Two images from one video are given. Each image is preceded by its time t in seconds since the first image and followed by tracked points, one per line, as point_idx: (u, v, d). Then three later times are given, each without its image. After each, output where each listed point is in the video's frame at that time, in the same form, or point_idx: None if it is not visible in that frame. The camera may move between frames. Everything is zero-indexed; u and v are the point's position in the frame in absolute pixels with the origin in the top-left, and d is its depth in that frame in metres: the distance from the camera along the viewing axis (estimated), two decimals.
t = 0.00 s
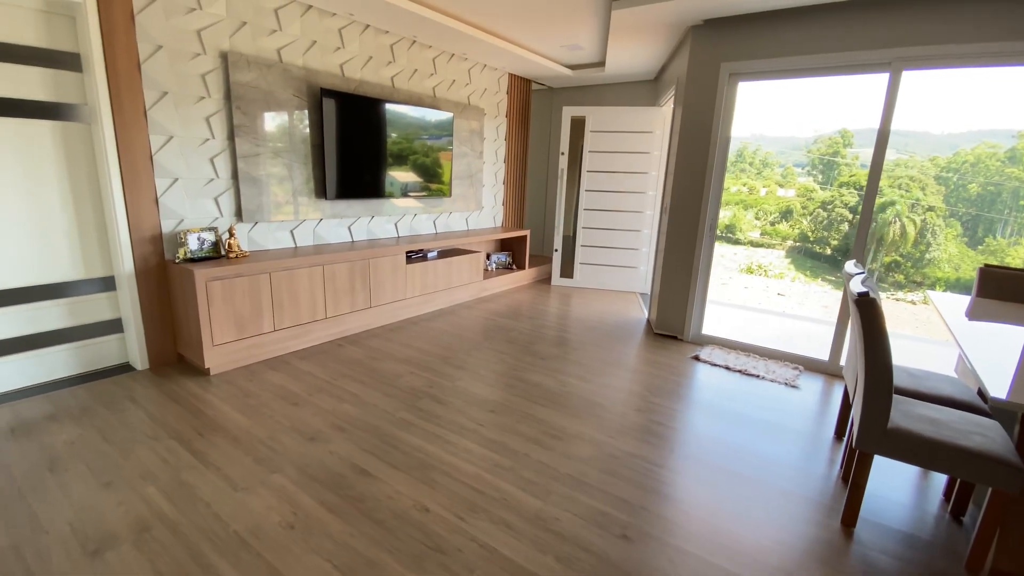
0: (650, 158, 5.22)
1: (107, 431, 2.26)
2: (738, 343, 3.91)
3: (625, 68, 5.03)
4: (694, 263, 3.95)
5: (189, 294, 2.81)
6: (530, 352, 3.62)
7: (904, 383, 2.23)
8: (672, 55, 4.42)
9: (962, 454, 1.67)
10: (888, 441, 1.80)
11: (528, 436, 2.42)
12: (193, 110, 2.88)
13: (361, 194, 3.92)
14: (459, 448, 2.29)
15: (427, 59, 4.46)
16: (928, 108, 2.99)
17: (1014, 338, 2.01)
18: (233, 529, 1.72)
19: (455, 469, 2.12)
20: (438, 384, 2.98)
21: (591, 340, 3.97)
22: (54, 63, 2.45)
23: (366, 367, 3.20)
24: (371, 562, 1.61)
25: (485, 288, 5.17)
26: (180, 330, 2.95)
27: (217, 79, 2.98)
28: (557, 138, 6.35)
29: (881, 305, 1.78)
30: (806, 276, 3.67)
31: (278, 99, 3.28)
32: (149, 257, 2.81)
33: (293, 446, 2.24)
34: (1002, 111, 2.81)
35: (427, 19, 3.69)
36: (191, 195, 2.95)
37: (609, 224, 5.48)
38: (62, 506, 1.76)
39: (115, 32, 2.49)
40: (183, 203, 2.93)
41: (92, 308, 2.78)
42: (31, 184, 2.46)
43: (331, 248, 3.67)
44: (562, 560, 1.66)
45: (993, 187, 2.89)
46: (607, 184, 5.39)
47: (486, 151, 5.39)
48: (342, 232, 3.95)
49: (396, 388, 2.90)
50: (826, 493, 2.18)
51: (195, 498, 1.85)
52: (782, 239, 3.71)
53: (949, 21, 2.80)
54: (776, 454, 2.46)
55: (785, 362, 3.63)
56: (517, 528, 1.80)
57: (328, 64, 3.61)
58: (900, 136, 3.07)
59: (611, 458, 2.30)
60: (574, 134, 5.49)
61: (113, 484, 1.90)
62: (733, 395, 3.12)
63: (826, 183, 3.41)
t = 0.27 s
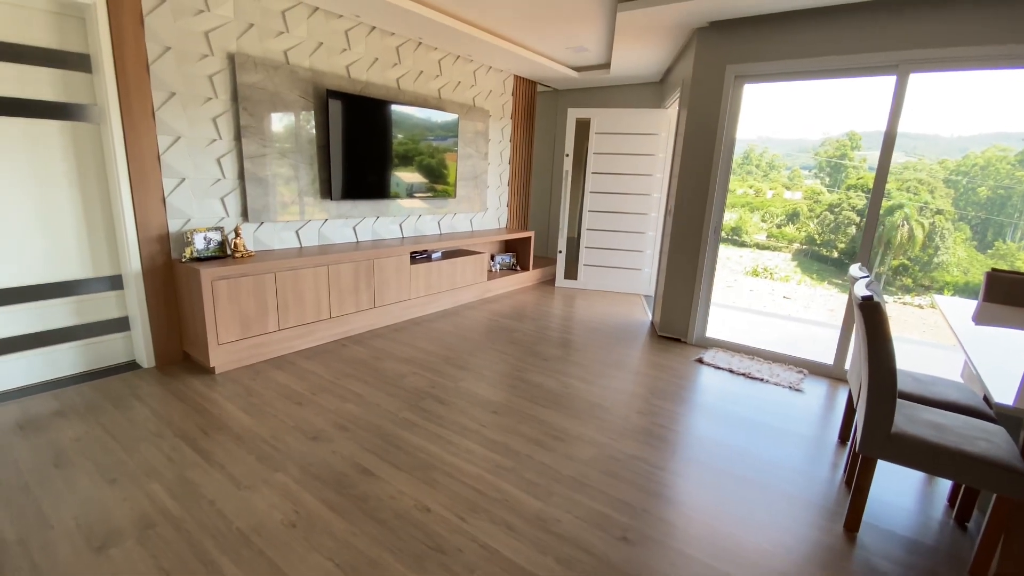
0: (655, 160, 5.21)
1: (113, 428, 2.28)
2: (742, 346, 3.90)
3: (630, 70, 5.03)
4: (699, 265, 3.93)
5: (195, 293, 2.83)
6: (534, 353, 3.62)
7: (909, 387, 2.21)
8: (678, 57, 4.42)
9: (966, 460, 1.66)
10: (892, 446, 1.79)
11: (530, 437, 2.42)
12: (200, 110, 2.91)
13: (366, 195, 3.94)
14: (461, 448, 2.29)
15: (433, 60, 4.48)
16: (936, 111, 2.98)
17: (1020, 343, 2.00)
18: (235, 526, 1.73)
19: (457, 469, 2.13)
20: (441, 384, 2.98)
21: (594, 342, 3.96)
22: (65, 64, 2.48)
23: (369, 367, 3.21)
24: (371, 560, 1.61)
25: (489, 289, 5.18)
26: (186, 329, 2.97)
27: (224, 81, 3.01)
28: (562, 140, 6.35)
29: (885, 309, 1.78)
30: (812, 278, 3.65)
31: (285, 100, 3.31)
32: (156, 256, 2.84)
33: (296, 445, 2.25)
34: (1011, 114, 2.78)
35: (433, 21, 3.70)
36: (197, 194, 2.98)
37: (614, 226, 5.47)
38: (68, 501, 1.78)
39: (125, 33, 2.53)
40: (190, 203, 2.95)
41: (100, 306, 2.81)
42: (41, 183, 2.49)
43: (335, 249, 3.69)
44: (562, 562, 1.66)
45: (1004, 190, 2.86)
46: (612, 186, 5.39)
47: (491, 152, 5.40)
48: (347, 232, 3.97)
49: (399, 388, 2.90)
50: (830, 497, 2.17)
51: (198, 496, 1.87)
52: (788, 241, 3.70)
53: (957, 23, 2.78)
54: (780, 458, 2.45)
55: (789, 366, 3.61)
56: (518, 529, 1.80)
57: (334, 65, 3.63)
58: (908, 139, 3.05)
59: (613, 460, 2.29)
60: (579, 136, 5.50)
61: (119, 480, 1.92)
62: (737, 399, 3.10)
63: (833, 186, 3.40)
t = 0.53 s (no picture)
0: (659, 159, 5.20)
1: (116, 422, 2.30)
2: (744, 346, 3.89)
3: (634, 68, 5.02)
4: (701, 264, 3.92)
5: (198, 289, 2.84)
6: (535, 351, 3.62)
7: (911, 389, 2.20)
8: (682, 56, 4.41)
9: (968, 462, 1.66)
10: (893, 447, 1.78)
11: (531, 435, 2.43)
12: (205, 107, 2.92)
13: (369, 192, 3.94)
14: (461, 446, 2.29)
15: (437, 58, 4.48)
16: (942, 111, 2.96)
17: None
18: (237, 521, 1.74)
19: (457, 466, 2.13)
20: (442, 382, 2.99)
21: (596, 341, 3.96)
22: (71, 59, 2.49)
23: (371, 364, 3.22)
24: (371, 556, 1.62)
25: (491, 287, 5.18)
26: (189, 324, 2.99)
27: (229, 77, 3.02)
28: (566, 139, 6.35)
29: (888, 309, 1.77)
30: (815, 279, 3.65)
31: (289, 97, 3.31)
32: (160, 251, 2.86)
33: (297, 441, 2.26)
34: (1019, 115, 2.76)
35: (437, 18, 3.70)
36: (201, 191, 2.99)
37: (617, 225, 5.46)
38: (72, 495, 1.79)
39: (131, 30, 2.53)
40: (193, 199, 2.97)
41: (104, 301, 2.82)
42: (46, 178, 2.50)
43: (338, 246, 3.70)
44: (561, 559, 1.66)
45: (1012, 192, 2.84)
46: (615, 185, 5.38)
47: (494, 151, 5.41)
48: (350, 230, 3.98)
49: (400, 385, 2.91)
50: (831, 499, 2.16)
51: (200, 490, 1.88)
52: (793, 242, 3.73)
53: (965, 24, 2.76)
54: (781, 459, 2.45)
55: (791, 366, 3.60)
56: (518, 526, 1.80)
57: (338, 62, 3.64)
58: (914, 139, 3.02)
59: (614, 459, 2.29)
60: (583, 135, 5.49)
61: (122, 474, 1.93)
62: (739, 399, 3.10)
63: (838, 187, 3.39)
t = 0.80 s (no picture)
0: (665, 157, 5.18)
1: (122, 415, 2.32)
2: (748, 345, 3.87)
3: (641, 66, 4.99)
4: (706, 263, 3.90)
5: (204, 283, 2.86)
6: (538, 348, 3.62)
7: (917, 389, 2.19)
8: (689, 53, 4.38)
9: (974, 463, 1.65)
10: (898, 448, 1.77)
11: (533, 431, 2.43)
12: (211, 102, 2.93)
13: (373, 188, 3.95)
14: (464, 441, 2.30)
15: (442, 54, 4.47)
16: (951, 110, 2.93)
17: None
18: (240, 513, 1.75)
19: (459, 462, 2.14)
20: (445, 377, 2.99)
21: (599, 338, 3.95)
22: (79, 54, 2.51)
23: (374, 359, 3.23)
24: (373, 550, 1.63)
25: (495, 284, 5.18)
26: (195, 318, 3.01)
27: (235, 73, 3.03)
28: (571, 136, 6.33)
29: (895, 308, 1.76)
30: (821, 279, 3.61)
31: (294, 93, 3.32)
32: (166, 246, 2.88)
33: (301, 435, 2.27)
34: None
35: (443, 15, 3.69)
36: (207, 186, 3.01)
37: (621, 223, 5.45)
38: (79, 486, 1.81)
39: (138, 25, 2.54)
40: (199, 194, 2.98)
41: (110, 295, 2.84)
42: (54, 173, 2.52)
43: (343, 241, 3.71)
44: (563, 555, 1.67)
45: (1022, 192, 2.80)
46: (620, 183, 5.36)
47: (499, 148, 5.40)
48: (354, 226, 3.99)
49: (403, 381, 2.91)
50: (835, 499, 2.15)
51: (205, 483, 1.89)
52: (798, 241, 3.66)
53: (977, 22, 2.73)
54: (785, 459, 2.43)
55: (796, 366, 3.58)
56: (519, 522, 1.81)
57: (343, 58, 3.64)
58: (922, 138, 3.01)
59: (616, 456, 2.29)
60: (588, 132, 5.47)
61: (127, 466, 1.95)
62: (743, 398, 3.08)
63: (845, 186, 3.36)
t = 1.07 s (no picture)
0: (673, 154, 5.14)
1: (131, 407, 2.34)
2: (756, 345, 3.84)
3: (650, 62, 4.96)
4: (714, 261, 3.87)
5: (213, 278, 2.88)
6: (544, 345, 3.61)
7: (928, 389, 2.16)
8: (699, 49, 4.34)
9: (985, 465, 1.63)
10: (908, 449, 1.75)
11: (538, 428, 2.43)
12: (221, 98, 2.95)
13: (381, 184, 3.96)
14: (469, 437, 2.30)
15: (450, 50, 4.47)
16: (966, 109, 2.88)
17: None
18: (247, 505, 1.77)
19: (465, 457, 2.14)
20: (451, 373, 3.00)
21: (605, 336, 3.94)
22: (91, 49, 2.53)
23: (381, 354, 3.24)
24: (378, 544, 1.64)
25: (501, 281, 5.18)
26: (204, 312, 3.03)
27: (245, 68, 3.04)
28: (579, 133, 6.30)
29: (906, 308, 1.74)
30: (830, 279, 3.58)
31: (303, 88, 3.33)
32: (175, 240, 2.90)
33: (307, 428, 2.28)
34: None
35: (451, 11, 3.68)
36: (216, 181, 3.03)
37: (629, 221, 5.43)
38: (89, 476, 1.84)
39: (149, 20, 2.56)
40: (209, 188, 3.00)
41: (121, 288, 2.87)
42: (66, 167, 2.55)
43: (350, 237, 3.72)
44: (567, 552, 1.67)
45: None
46: (628, 180, 5.33)
47: (507, 144, 5.39)
48: (361, 222, 4.00)
49: (410, 376, 2.92)
50: (843, 500, 2.13)
51: (213, 475, 1.91)
52: (808, 241, 3.64)
53: (993, 18, 2.68)
54: (793, 459, 2.41)
55: (804, 366, 3.55)
56: (524, 518, 1.81)
57: (352, 54, 3.64)
58: (935, 138, 2.96)
59: (622, 454, 2.29)
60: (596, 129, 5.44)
61: (136, 457, 1.97)
62: (751, 398, 3.06)
63: (856, 185, 3.32)
